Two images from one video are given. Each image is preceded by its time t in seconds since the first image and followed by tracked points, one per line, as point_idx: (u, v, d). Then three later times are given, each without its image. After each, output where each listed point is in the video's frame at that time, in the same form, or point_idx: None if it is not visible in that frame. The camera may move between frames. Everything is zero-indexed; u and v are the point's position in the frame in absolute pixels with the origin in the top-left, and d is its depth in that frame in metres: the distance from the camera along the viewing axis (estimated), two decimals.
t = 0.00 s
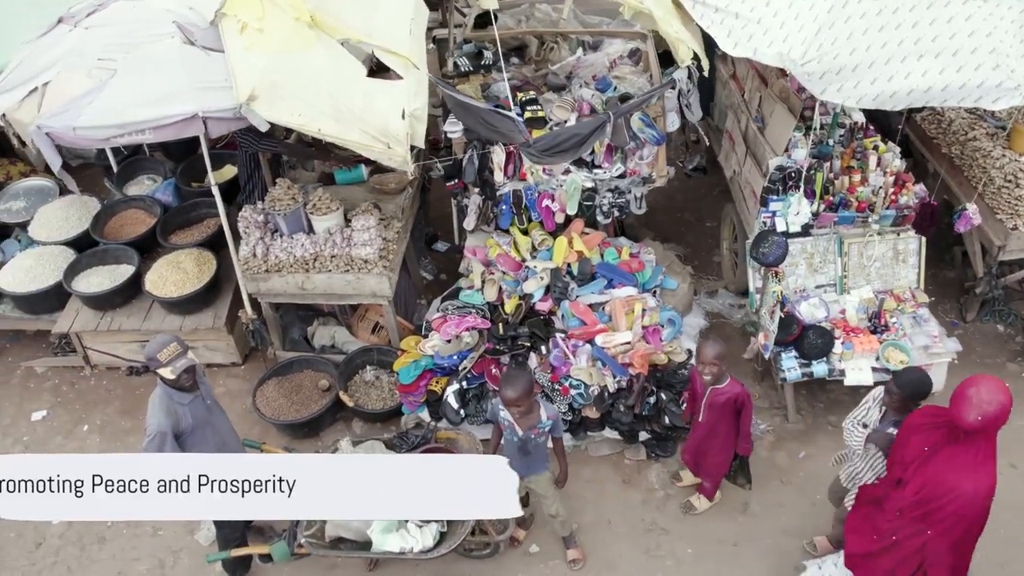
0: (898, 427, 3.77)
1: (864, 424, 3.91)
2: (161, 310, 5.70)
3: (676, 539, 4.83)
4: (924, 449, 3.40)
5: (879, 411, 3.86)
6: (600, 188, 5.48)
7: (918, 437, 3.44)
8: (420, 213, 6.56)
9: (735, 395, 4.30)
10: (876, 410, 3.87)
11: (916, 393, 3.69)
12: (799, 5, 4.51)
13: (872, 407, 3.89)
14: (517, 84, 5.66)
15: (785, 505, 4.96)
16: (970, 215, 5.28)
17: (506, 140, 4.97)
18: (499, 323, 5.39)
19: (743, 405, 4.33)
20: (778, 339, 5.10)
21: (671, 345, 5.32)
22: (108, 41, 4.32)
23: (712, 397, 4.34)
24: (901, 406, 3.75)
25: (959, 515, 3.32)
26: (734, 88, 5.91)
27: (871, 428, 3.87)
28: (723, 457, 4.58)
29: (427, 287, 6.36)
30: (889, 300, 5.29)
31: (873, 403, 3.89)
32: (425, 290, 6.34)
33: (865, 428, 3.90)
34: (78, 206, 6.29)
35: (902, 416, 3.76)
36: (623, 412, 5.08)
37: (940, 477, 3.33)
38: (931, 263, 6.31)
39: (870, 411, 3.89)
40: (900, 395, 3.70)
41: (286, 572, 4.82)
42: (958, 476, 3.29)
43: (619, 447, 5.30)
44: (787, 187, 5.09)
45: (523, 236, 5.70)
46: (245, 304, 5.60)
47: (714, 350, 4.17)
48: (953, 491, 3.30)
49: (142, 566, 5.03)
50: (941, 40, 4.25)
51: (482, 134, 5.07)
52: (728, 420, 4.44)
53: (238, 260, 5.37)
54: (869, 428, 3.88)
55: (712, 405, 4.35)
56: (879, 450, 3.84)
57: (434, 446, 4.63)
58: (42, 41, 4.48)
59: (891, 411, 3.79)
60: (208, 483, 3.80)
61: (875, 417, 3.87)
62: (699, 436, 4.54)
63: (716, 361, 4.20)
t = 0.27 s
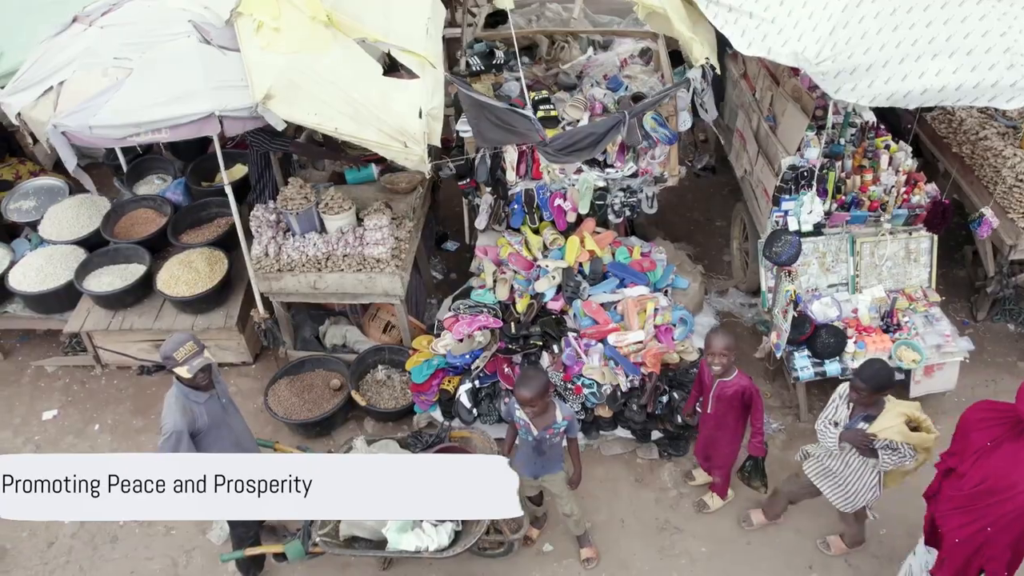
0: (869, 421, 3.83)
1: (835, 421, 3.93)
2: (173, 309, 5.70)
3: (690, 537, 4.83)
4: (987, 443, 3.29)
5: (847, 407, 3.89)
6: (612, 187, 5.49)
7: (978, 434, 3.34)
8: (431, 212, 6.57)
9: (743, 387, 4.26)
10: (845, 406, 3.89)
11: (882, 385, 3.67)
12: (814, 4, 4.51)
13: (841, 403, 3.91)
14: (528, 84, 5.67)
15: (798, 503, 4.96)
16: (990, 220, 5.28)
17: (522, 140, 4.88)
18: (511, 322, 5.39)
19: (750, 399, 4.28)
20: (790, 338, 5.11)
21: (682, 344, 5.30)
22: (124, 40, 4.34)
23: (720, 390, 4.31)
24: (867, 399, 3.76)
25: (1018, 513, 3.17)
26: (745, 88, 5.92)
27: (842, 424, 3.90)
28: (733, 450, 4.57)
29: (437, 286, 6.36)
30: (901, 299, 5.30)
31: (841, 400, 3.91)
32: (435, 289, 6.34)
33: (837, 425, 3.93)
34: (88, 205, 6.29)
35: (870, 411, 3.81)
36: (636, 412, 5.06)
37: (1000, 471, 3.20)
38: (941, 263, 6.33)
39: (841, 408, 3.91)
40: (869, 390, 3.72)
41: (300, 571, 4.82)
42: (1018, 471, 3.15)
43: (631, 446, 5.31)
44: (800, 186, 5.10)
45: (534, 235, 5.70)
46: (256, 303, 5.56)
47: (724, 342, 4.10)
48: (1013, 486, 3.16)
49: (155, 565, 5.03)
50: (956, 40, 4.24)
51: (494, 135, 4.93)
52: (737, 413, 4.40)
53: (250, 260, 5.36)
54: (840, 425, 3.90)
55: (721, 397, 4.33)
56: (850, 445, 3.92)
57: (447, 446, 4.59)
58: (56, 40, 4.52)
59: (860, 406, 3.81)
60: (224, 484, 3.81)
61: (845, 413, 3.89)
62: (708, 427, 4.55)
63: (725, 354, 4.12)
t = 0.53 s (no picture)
0: (829, 411, 4.03)
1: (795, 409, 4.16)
2: (183, 308, 5.69)
3: (702, 537, 4.83)
4: None
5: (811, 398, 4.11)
6: (622, 187, 5.49)
7: None
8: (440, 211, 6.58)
9: (752, 385, 4.23)
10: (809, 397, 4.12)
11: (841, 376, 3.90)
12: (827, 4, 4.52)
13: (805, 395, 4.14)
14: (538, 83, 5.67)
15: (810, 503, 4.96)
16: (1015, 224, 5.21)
17: (539, 139, 4.89)
18: (522, 321, 5.38)
19: (760, 395, 4.25)
20: (801, 337, 5.12)
21: (693, 344, 5.33)
22: (138, 39, 4.35)
23: (730, 386, 4.28)
24: (830, 391, 3.97)
25: None
26: (755, 87, 5.93)
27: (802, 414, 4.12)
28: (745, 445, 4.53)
29: (446, 285, 6.36)
30: (912, 298, 5.29)
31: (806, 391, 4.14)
32: (444, 289, 6.35)
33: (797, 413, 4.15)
34: (97, 205, 6.29)
35: (831, 401, 4.01)
36: (647, 411, 5.02)
37: None
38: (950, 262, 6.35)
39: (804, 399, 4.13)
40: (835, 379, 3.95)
41: (312, 570, 4.82)
42: None
43: (642, 445, 5.31)
44: (812, 185, 5.10)
45: (544, 235, 5.72)
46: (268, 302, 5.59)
47: (733, 338, 4.09)
48: None
49: (167, 565, 5.02)
50: (969, 39, 4.24)
51: (510, 133, 4.95)
52: (746, 409, 4.36)
53: (261, 259, 5.36)
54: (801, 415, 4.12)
55: (731, 393, 4.30)
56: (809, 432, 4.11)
57: (461, 446, 4.59)
58: (70, 39, 4.54)
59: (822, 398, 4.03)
60: (232, 483, 3.80)
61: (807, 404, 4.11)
62: (717, 421, 4.52)
63: (736, 350, 4.11)
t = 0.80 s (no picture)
0: (808, 411, 4.00)
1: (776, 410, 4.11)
2: (193, 308, 5.69)
3: (714, 537, 4.83)
4: None
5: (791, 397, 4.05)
6: (633, 186, 5.50)
7: None
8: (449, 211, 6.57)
9: (762, 384, 4.22)
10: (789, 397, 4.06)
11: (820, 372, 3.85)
12: (841, 3, 4.52)
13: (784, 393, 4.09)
14: (547, 83, 5.67)
15: (822, 503, 4.96)
16: None
17: (553, 139, 4.92)
18: (533, 321, 5.38)
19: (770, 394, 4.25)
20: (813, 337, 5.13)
21: (704, 344, 5.30)
22: (151, 38, 4.35)
23: (741, 384, 4.25)
24: (810, 389, 3.92)
25: None
26: (765, 87, 5.94)
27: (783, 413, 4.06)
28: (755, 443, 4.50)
29: (455, 285, 6.36)
30: (923, 298, 5.29)
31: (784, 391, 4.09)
32: (453, 289, 6.34)
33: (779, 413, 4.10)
34: (106, 205, 6.28)
35: (810, 401, 3.97)
36: (658, 411, 5.02)
37: None
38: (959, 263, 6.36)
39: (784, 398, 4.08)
40: (811, 379, 3.89)
41: (324, 570, 4.81)
42: None
43: (653, 445, 5.31)
44: (822, 184, 5.11)
45: (554, 234, 5.73)
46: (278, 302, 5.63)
47: (744, 336, 4.09)
48: None
49: (178, 565, 5.02)
50: (982, 39, 4.25)
51: (524, 134, 4.99)
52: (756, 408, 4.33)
53: (272, 258, 5.35)
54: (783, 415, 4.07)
55: (741, 392, 4.27)
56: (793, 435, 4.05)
57: (473, 445, 4.58)
58: (83, 39, 4.54)
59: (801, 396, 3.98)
60: (234, 484, 3.82)
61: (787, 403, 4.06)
62: (727, 419, 4.46)
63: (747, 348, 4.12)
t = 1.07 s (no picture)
0: (795, 428, 3.88)
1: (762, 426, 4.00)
2: (203, 309, 5.68)
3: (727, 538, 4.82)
4: None
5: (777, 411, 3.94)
6: (645, 187, 5.47)
7: None
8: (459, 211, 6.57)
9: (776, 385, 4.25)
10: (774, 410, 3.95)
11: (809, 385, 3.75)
12: (855, 3, 4.51)
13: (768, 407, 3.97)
14: (558, 84, 5.66)
15: (835, 504, 4.95)
16: None
17: (570, 140, 4.92)
18: (544, 322, 5.36)
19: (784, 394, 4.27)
20: (825, 338, 5.12)
21: (716, 344, 5.29)
22: (165, 39, 4.34)
23: (756, 383, 4.27)
24: (795, 404, 3.81)
25: None
26: (777, 87, 5.94)
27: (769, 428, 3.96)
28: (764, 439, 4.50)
29: (465, 285, 6.35)
30: (935, 298, 5.29)
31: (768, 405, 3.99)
32: (463, 289, 6.34)
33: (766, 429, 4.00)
34: (115, 205, 6.27)
35: (796, 417, 3.86)
36: (671, 412, 5.00)
37: None
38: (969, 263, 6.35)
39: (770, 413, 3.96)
40: (799, 394, 3.77)
41: (337, 571, 4.80)
42: None
43: (666, 446, 5.30)
44: (834, 185, 5.11)
45: (565, 235, 5.73)
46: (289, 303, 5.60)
47: (759, 335, 4.11)
48: None
49: (190, 566, 5.01)
50: (997, 40, 4.24)
51: (539, 135, 4.98)
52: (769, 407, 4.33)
53: (283, 259, 5.34)
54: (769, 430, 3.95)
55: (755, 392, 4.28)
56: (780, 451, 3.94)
57: (489, 447, 4.57)
58: (97, 39, 4.53)
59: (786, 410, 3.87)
60: (234, 483, 3.84)
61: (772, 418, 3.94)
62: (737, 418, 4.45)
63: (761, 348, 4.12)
